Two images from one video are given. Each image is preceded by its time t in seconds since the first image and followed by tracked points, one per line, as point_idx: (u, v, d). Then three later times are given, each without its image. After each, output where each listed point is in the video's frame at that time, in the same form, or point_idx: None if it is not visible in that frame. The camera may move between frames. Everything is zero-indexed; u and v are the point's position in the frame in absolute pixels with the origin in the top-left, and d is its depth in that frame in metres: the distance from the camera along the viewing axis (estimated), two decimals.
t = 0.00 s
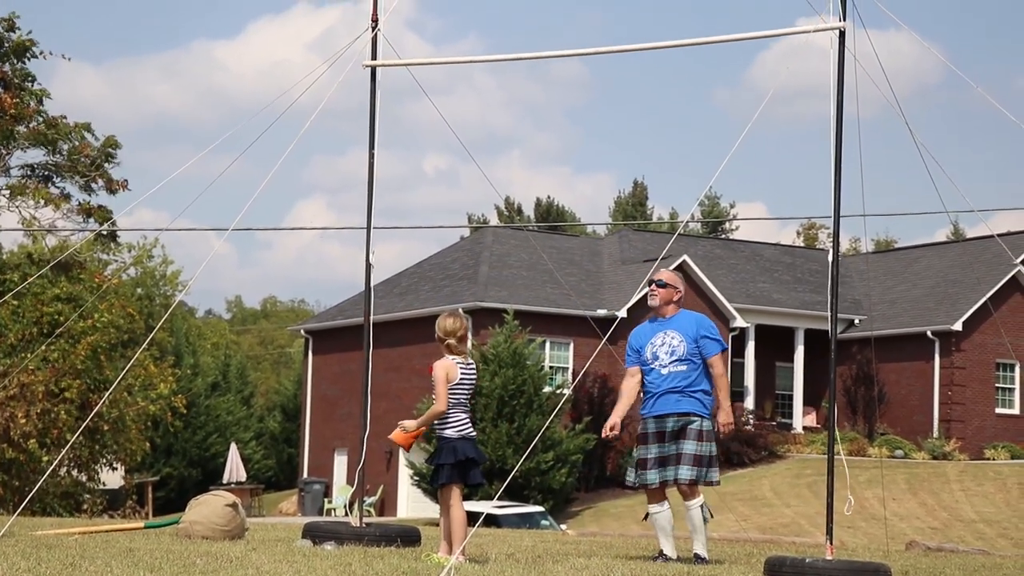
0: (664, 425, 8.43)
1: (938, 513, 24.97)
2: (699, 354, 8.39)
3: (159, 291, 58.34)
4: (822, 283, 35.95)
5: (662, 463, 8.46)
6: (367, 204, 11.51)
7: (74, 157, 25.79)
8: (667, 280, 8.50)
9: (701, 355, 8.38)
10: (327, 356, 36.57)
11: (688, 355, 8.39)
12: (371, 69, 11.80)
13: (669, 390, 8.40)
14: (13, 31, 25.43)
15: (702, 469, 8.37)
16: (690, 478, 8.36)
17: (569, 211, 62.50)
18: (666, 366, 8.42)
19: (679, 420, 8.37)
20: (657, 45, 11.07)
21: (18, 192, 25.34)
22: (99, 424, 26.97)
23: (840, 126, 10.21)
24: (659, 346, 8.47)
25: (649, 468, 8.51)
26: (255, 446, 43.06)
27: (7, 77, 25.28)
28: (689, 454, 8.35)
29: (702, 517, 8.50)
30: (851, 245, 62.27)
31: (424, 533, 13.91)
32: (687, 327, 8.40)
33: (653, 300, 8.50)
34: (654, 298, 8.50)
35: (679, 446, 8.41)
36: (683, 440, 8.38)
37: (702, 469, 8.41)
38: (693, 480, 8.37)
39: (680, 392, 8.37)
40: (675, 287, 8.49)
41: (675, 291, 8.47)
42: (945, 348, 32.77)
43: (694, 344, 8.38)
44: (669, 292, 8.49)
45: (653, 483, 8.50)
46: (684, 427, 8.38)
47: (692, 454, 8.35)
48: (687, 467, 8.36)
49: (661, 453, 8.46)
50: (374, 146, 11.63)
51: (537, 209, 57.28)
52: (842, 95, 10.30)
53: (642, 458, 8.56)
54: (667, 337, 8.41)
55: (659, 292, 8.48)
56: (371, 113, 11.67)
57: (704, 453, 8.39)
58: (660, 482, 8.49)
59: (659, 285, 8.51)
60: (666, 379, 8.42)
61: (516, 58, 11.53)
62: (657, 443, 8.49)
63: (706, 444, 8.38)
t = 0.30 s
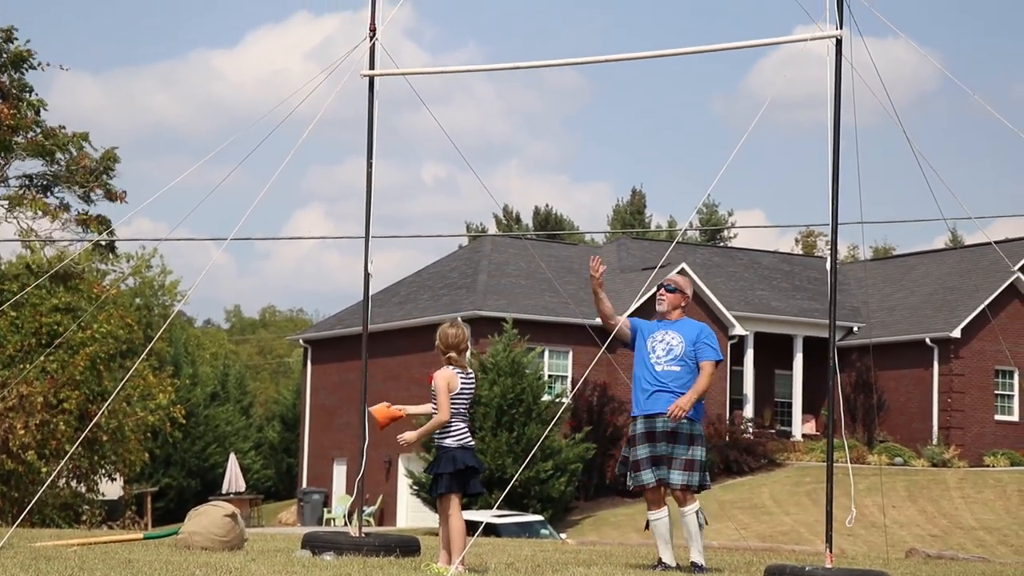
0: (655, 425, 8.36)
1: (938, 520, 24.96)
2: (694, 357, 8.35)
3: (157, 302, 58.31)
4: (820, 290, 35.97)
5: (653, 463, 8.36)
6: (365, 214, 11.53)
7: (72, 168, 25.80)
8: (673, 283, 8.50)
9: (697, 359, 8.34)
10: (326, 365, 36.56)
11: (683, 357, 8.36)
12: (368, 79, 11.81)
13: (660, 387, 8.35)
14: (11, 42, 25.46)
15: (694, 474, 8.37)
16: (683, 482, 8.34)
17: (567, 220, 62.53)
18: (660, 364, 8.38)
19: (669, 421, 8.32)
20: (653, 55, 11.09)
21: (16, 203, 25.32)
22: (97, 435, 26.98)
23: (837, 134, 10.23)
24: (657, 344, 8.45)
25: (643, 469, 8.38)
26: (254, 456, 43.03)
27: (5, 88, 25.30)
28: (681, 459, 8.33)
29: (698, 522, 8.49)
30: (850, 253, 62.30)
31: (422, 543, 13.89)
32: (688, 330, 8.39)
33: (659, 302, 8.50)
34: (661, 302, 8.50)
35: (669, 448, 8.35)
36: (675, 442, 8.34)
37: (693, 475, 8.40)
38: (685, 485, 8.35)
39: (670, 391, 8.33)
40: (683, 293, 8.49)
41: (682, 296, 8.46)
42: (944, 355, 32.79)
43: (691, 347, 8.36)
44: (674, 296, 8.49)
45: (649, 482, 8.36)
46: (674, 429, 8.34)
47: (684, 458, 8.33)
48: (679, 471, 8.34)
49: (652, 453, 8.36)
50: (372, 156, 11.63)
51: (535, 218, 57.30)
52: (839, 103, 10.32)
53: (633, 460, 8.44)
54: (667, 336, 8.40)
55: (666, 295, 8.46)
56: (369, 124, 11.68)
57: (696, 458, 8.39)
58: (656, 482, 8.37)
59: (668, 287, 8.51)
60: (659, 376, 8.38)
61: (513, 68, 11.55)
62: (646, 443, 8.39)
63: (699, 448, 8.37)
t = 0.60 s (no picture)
0: (649, 430, 8.29)
1: (937, 526, 24.95)
2: (687, 362, 8.20)
3: (155, 315, 58.31)
4: (817, 297, 35.99)
5: (651, 466, 8.29)
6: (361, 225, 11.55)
7: (69, 182, 25.81)
8: (670, 288, 8.33)
9: (691, 364, 8.19)
10: (324, 377, 36.55)
11: (677, 360, 8.21)
12: (363, 90, 11.85)
13: (654, 390, 8.22)
14: (6, 57, 25.47)
15: (692, 478, 8.29)
16: (681, 486, 8.27)
17: (564, 229, 62.59)
18: (654, 365, 8.24)
19: (663, 426, 8.26)
20: (647, 63, 11.13)
21: (12, 218, 25.31)
22: (95, 448, 26.96)
23: (831, 141, 10.25)
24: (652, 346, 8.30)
25: (640, 473, 8.29)
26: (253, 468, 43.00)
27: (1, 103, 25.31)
28: (679, 463, 8.27)
29: (698, 526, 8.40)
30: (846, 259, 62.36)
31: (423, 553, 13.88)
32: (685, 334, 8.25)
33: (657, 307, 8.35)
34: (658, 307, 8.34)
35: (666, 452, 8.30)
36: (673, 447, 8.29)
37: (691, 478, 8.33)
38: (683, 489, 8.28)
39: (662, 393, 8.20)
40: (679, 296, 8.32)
41: (679, 299, 8.30)
42: (942, 360, 32.80)
43: (687, 351, 8.21)
44: (672, 301, 8.32)
45: (646, 485, 8.28)
46: (669, 434, 8.29)
47: (681, 463, 8.27)
48: (677, 476, 8.27)
49: (649, 457, 8.29)
50: (368, 168, 11.66)
51: (532, 228, 57.35)
52: (833, 110, 10.35)
53: (628, 464, 8.34)
54: (664, 337, 8.24)
55: (663, 298, 8.30)
56: (365, 135, 11.70)
57: (694, 461, 8.31)
58: (653, 485, 8.31)
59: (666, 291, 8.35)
60: (653, 378, 8.24)
61: (508, 78, 11.58)
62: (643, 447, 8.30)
63: (696, 452, 8.30)
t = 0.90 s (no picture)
0: (647, 435, 8.28)
1: (939, 530, 24.93)
2: (687, 367, 8.19)
3: (155, 323, 58.30)
4: (818, 302, 36.00)
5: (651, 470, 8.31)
6: (361, 231, 11.58)
7: (69, 192, 25.83)
8: (670, 294, 8.35)
9: (690, 370, 8.18)
10: (324, 384, 36.54)
11: (676, 364, 8.20)
12: (363, 98, 11.86)
13: (653, 394, 8.20)
14: (6, 67, 25.50)
15: (691, 482, 8.28)
16: (679, 491, 8.26)
17: (564, 236, 62.61)
18: (653, 369, 8.24)
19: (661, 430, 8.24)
20: (646, 69, 11.15)
21: (14, 227, 25.33)
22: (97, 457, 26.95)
23: (831, 144, 10.26)
24: (651, 349, 8.31)
25: (640, 476, 8.32)
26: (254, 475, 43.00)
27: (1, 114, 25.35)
28: (677, 468, 8.26)
29: (699, 530, 8.40)
30: (846, 264, 62.37)
31: (424, 560, 13.88)
32: (684, 339, 8.24)
33: (657, 314, 8.35)
34: (658, 312, 8.35)
35: (664, 457, 8.29)
36: (670, 452, 8.27)
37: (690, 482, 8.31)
38: (683, 493, 8.27)
39: (661, 398, 8.17)
40: (677, 302, 8.35)
41: (677, 304, 8.32)
42: (943, 364, 32.80)
43: (686, 356, 8.20)
44: (671, 307, 8.34)
45: (646, 489, 8.31)
46: (668, 439, 8.26)
47: (680, 467, 8.26)
48: (675, 481, 8.27)
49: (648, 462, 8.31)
50: (368, 175, 11.68)
51: (532, 234, 57.35)
52: (833, 114, 10.37)
53: (628, 467, 8.36)
54: (663, 342, 8.23)
55: (662, 303, 8.33)
56: (365, 142, 11.72)
57: (693, 465, 8.30)
58: (653, 489, 8.33)
59: (663, 299, 8.36)
60: (652, 383, 8.23)
61: (507, 84, 11.60)
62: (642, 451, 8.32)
63: (695, 457, 8.29)
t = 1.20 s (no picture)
0: (654, 438, 8.26)
1: (943, 530, 24.92)
2: (694, 369, 8.25)
3: (159, 324, 58.30)
4: (821, 302, 35.98)
5: (657, 474, 8.30)
6: (364, 232, 11.59)
7: (74, 192, 25.86)
8: (672, 293, 8.32)
9: (697, 372, 8.24)
10: (328, 384, 36.55)
11: (683, 367, 8.25)
12: (366, 98, 11.87)
13: (662, 398, 8.24)
14: (11, 68, 25.53)
15: (696, 483, 8.29)
16: (685, 492, 8.24)
17: (568, 236, 62.62)
18: (659, 373, 8.27)
19: (669, 433, 8.22)
20: (649, 69, 11.16)
21: (18, 228, 25.36)
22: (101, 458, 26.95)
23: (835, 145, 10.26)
24: (657, 352, 8.33)
25: (644, 480, 8.32)
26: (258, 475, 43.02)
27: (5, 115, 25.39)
28: (680, 469, 8.20)
29: (701, 530, 8.41)
30: (850, 264, 62.34)
31: (428, 560, 13.88)
32: (690, 341, 8.28)
33: (661, 316, 8.35)
34: (661, 313, 8.33)
35: (670, 460, 8.25)
36: (675, 454, 8.22)
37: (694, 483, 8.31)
38: (686, 495, 8.26)
39: (669, 402, 8.23)
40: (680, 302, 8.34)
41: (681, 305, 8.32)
42: (946, 365, 32.77)
43: (692, 359, 8.25)
44: (674, 305, 8.32)
45: (649, 492, 8.32)
46: (674, 441, 8.23)
47: (683, 468, 8.21)
48: (680, 482, 8.23)
49: (655, 466, 8.29)
50: (372, 176, 11.69)
51: (535, 234, 57.40)
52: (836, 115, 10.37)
53: (632, 470, 8.37)
54: (668, 345, 8.27)
55: (664, 303, 8.29)
56: (368, 142, 11.72)
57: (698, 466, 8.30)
58: (658, 493, 8.33)
59: (666, 300, 8.32)
60: (659, 387, 8.28)
61: (510, 85, 11.61)
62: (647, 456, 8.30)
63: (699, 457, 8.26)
